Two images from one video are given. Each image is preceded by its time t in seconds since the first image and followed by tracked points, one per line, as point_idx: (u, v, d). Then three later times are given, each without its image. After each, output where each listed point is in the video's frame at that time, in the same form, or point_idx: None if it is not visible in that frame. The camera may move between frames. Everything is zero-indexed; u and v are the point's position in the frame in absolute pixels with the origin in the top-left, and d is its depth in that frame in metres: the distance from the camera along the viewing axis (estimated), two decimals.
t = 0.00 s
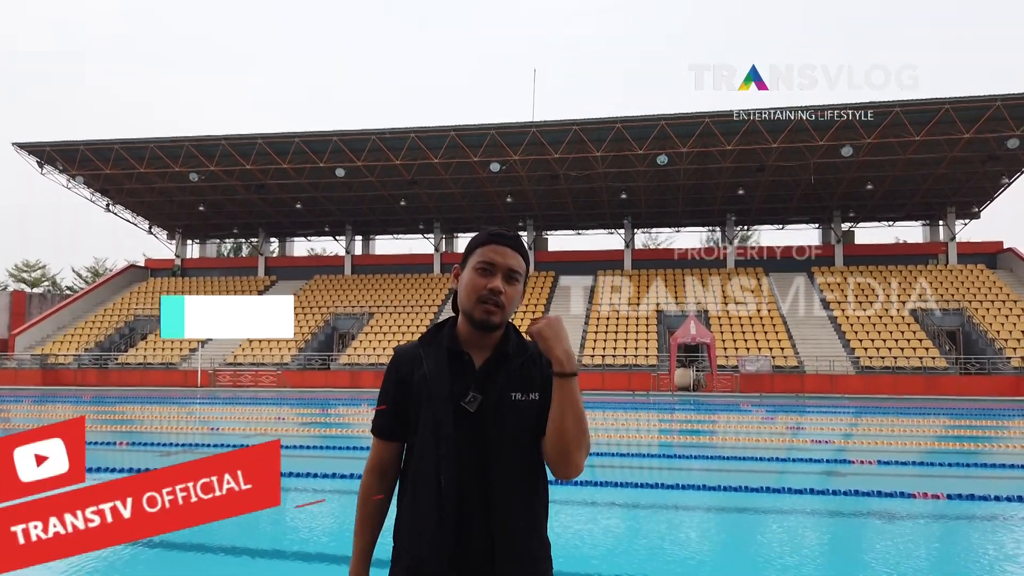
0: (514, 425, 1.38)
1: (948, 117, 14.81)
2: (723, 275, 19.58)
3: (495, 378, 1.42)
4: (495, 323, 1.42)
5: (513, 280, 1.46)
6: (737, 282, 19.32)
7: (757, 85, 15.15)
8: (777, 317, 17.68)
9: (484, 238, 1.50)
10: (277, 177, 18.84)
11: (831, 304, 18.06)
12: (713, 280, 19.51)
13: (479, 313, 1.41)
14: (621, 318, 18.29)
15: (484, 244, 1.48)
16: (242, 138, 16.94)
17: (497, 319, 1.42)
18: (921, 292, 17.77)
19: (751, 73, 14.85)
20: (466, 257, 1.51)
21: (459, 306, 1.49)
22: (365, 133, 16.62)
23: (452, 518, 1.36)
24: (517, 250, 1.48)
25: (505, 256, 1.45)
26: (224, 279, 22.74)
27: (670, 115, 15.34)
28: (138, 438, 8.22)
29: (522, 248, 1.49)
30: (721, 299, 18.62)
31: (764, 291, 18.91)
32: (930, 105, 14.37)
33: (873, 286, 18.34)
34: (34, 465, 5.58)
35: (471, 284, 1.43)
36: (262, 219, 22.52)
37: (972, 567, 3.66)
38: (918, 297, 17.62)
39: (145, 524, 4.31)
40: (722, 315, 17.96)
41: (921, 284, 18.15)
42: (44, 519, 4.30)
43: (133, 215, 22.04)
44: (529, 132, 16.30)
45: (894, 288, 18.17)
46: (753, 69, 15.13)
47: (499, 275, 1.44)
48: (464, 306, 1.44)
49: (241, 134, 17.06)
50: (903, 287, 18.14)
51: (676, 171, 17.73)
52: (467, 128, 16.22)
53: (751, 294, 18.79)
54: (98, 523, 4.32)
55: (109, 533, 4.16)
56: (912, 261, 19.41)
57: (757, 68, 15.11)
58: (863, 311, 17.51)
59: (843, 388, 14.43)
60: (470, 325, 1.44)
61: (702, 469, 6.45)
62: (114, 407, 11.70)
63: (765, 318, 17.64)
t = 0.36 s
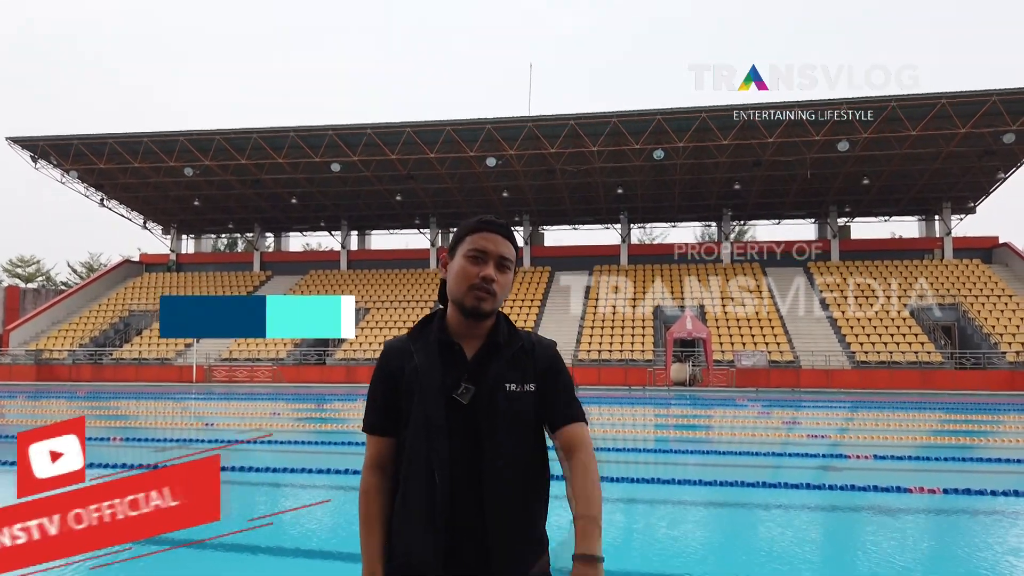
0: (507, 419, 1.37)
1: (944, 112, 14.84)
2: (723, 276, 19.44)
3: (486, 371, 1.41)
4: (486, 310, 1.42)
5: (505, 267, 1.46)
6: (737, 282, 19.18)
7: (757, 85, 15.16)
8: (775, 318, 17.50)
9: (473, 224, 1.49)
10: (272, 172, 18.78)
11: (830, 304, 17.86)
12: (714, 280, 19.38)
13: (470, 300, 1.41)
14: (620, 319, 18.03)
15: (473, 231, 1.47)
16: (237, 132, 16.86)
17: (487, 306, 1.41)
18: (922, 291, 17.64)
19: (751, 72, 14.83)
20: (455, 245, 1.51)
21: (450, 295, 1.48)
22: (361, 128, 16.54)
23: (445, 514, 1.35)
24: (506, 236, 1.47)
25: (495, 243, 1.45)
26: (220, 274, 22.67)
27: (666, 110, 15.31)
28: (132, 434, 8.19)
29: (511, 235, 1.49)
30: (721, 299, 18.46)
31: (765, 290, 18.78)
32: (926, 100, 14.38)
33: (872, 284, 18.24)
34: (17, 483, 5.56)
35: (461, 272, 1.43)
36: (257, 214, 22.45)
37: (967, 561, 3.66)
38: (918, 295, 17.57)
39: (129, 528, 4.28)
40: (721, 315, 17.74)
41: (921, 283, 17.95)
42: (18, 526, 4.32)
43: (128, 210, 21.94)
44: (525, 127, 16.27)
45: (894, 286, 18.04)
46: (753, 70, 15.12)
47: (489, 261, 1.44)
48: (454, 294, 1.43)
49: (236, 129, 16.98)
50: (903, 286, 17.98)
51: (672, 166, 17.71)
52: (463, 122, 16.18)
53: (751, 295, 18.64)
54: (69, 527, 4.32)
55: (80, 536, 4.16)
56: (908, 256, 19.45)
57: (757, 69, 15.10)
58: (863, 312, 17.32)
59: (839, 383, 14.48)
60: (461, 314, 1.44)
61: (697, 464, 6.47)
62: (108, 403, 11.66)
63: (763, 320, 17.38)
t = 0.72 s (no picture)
0: (502, 419, 1.39)
1: (939, 109, 14.85)
2: (723, 276, 19.36)
3: (481, 370, 1.42)
4: (479, 305, 1.42)
5: (498, 260, 1.45)
6: (736, 283, 19.11)
7: (757, 85, 15.22)
8: (772, 317, 17.40)
9: (464, 216, 1.49)
10: (267, 170, 18.74)
11: (826, 303, 17.76)
12: (714, 280, 19.29)
13: (464, 294, 1.41)
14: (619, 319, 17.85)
15: (466, 223, 1.46)
16: (231, 129, 16.81)
17: (481, 301, 1.42)
18: (922, 289, 17.56)
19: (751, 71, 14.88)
20: (447, 237, 1.50)
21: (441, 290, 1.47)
22: (356, 125, 16.51)
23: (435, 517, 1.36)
24: (501, 231, 1.48)
25: (488, 236, 1.45)
26: (215, 271, 22.64)
27: (661, 107, 15.31)
28: (124, 432, 8.19)
29: (505, 229, 1.49)
30: (722, 299, 18.33)
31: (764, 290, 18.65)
32: (920, 97, 14.40)
33: (874, 286, 18.04)
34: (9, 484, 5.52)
35: (452, 266, 1.43)
36: (252, 211, 22.41)
37: (961, 559, 3.68)
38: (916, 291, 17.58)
39: (124, 526, 4.27)
40: (719, 315, 17.62)
41: (921, 283, 17.81)
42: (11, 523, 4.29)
43: (122, 207, 21.88)
44: (521, 124, 16.25)
45: (894, 286, 17.88)
46: (751, 69, 15.15)
47: (482, 255, 1.43)
48: (445, 289, 1.43)
49: (230, 126, 16.91)
50: (903, 285, 17.83)
51: (667, 164, 17.72)
52: (458, 120, 16.15)
53: (751, 294, 18.54)
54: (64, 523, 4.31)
55: (74, 532, 4.14)
56: (902, 253, 19.52)
57: (756, 68, 15.13)
58: (864, 312, 17.16)
59: (833, 380, 14.54)
60: (453, 309, 1.43)
61: (691, 461, 6.48)
62: (104, 401, 11.66)
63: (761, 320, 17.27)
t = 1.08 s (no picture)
0: (496, 422, 1.38)
1: (935, 108, 14.87)
2: (722, 276, 19.38)
3: (475, 373, 1.41)
4: (473, 306, 1.40)
5: (494, 261, 1.44)
6: (735, 283, 19.10)
7: (757, 85, 15.22)
8: (768, 317, 17.43)
9: (458, 214, 1.47)
10: (263, 169, 18.69)
11: (824, 304, 17.78)
12: (712, 280, 19.31)
13: (459, 295, 1.39)
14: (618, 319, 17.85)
15: (461, 222, 1.44)
16: (226, 129, 16.74)
17: (475, 302, 1.40)
18: (920, 289, 17.57)
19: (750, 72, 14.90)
20: (441, 235, 1.47)
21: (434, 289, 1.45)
22: (352, 124, 16.46)
23: (429, 521, 1.34)
24: (496, 229, 1.46)
25: (484, 235, 1.43)
26: (211, 271, 22.57)
27: (657, 107, 15.29)
28: (116, 432, 8.15)
29: (501, 228, 1.48)
30: (720, 299, 18.35)
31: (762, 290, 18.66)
32: (916, 96, 14.42)
33: (873, 285, 18.06)
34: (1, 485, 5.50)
35: (448, 265, 1.40)
36: (247, 211, 22.35)
37: (957, 559, 3.68)
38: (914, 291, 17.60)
39: (116, 528, 4.24)
40: (718, 314, 17.64)
41: (920, 283, 17.83)
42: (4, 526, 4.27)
43: (117, 207, 21.81)
44: (517, 123, 16.23)
45: (894, 286, 17.88)
46: (750, 69, 15.16)
47: (479, 254, 1.41)
48: (440, 288, 1.41)
49: (225, 125, 16.84)
50: (902, 286, 17.84)
51: (663, 163, 17.70)
52: (455, 119, 16.12)
53: (749, 294, 18.57)
54: (57, 526, 4.29)
55: (67, 534, 4.11)
56: (898, 252, 19.56)
57: (755, 68, 15.13)
58: (862, 312, 17.17)
59: (829, 379, 14.57)
60: (447, 310, 1.41)
61: (688, 461, 6.47)
62: (98, 401, 11.61)
63: (759, 318, 17.37)
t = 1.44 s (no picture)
0: (488, 421, 1.37)
1: (936, 108, 14.86)
2: (723, 276, 19.38)
3: (467, 372, 1.40)
4: (463, 303, 1.39)
5: (482, 257, 1.43)
6: (736, 283, 19.10)
7: (757, 85, 15.23)
8: (769, 317, 17.44)
9: (448, 210, 1.47)
10: (263, 169, 18.70)
11: (825, 304, 17.77)
12: (713, 280, 19.30)
13: (447, 292, 1.38)
14: (619, 319, 17.87)
15: (450, 219, 1.44)
16: (227, 129, 16.74)
17: (465, 299, 1.39)
18: (922, 289, 17.57)
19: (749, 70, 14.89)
20: (430, 233, 1.47)
21: (424, 287, 1.44)
22: (353, 124, 16.45)
23: (419, 520, 1.33)
24: (484, 226, 1.45)
25: (472, 232, 1.42)
26: (211, 271, 22.59)
27: (658, 107, 15.28)
28: (115, 432, 8.15)
29: (490, 225, 1.47)
30: (721, 299, 18.35)
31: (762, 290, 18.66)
32: (917, 96, 14.39)
33: (874, 285, 18.05)
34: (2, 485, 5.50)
35: (436, 263, 1.39)
36: (248, 211, 22.36)
37: (958, 561, 3.67)
38: (914, 291, 17.59)
39: (115, 530, 4.24)
40: (719, 314, 17.66)
41: (921, 283, 17.82)
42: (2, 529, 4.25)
43: (118, 207, 21.83)
44: (518, 123, 16.22)
45: (894, 286, 17.86)
46: (751, 69, 15.16)
47: (467, 252, 1.41)
48: (430, 286, 1.40)
49: (226, 125, 16.84)
50: (902, 286, 17.82)
51: (664, 163, 17.69)
52: (455, 119, 16.11)
53: (749, 294, 18.56)
54: (57, 527, 4.29)
55: (67, 536, 4.11)
56: (899, 253, 19.54)
57: (755, 68, 15.13)
58: (863, 312, 17.16)
59: (831, 379, 14.56)
60: (437, 308, 1.41)
61: (689, 461, 6.47)
62: (98, 402, 11.62)
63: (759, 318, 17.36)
